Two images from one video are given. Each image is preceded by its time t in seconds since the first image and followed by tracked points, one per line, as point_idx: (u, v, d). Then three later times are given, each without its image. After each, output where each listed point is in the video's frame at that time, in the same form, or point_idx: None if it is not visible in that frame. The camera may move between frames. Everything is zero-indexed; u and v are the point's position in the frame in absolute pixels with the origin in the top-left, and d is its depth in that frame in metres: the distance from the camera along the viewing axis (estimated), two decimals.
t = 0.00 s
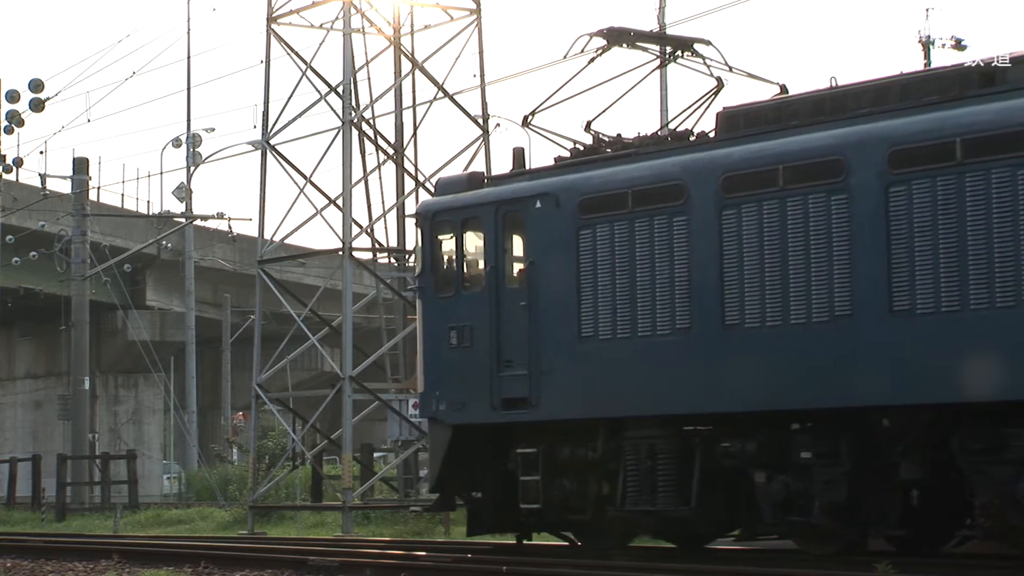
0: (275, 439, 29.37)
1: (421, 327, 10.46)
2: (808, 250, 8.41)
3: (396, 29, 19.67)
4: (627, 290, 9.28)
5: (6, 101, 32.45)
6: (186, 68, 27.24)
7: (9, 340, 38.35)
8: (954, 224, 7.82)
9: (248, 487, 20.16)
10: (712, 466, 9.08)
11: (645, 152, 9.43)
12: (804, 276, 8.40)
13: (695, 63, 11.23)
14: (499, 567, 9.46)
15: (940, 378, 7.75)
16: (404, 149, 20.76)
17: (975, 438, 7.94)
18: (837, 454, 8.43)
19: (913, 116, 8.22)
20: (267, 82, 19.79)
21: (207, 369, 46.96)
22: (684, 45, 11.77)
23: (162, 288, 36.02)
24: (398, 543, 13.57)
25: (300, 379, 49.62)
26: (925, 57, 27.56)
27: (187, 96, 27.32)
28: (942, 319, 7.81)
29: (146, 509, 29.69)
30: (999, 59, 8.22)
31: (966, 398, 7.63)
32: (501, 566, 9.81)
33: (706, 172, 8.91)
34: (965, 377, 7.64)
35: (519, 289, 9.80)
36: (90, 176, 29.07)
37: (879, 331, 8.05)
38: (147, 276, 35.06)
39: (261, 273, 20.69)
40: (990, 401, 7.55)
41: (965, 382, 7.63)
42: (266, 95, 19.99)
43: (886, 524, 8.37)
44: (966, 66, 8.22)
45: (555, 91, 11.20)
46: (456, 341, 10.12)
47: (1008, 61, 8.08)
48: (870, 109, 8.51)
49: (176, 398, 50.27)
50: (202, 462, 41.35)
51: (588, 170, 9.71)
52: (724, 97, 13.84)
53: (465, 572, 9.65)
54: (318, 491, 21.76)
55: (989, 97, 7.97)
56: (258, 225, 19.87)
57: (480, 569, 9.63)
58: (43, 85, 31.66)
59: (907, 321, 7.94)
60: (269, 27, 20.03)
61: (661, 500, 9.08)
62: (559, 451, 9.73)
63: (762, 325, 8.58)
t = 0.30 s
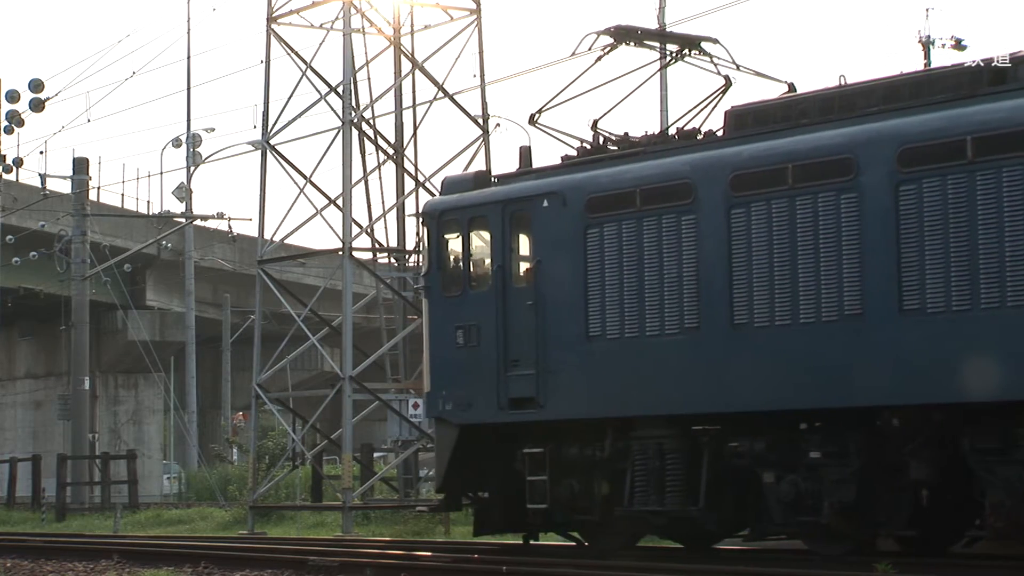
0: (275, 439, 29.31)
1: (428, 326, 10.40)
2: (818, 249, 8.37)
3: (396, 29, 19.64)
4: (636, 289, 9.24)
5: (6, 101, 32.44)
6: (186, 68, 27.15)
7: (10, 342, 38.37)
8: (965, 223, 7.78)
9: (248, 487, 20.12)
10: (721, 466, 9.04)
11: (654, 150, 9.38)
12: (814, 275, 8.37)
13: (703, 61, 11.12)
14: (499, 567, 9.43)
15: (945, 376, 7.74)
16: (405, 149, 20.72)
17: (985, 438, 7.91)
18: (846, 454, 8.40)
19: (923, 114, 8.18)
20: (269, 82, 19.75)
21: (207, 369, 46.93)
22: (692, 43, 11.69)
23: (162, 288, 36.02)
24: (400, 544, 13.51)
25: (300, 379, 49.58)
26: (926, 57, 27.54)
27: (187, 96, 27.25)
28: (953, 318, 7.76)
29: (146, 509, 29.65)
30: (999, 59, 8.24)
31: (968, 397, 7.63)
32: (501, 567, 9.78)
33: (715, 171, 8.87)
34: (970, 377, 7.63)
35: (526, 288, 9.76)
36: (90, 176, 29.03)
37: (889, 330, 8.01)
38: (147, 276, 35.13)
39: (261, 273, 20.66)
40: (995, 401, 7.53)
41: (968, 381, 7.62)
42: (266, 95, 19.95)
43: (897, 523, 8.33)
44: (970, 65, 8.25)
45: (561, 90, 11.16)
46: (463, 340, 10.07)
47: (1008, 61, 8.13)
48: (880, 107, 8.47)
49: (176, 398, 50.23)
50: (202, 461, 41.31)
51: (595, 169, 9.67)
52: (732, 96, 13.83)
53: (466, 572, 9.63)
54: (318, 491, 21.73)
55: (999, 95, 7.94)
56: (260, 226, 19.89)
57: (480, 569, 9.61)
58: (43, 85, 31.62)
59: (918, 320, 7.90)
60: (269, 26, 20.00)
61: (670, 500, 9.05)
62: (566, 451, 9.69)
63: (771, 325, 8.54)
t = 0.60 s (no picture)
0: (275, 438, 29.27)
1: (436, 325, 10.36)
2: (829, 247, 8.33)
3: (396, 29, 19.63)
4: (646, 288, 9.19)
5: (6, 101, 32.41)
6: (186, 67, 27.07)
7: (10, 343, 38.36)
8: (978, 221, 7.73)
9: (248, 487, 20.09)
10: (732, 466, 8.99)
11: (663, 149, 9.34)
12: (825, 275, 8.33)
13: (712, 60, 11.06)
14: (499, 567, 9.40)
15: (940, 376, 7.77)
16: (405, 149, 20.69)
17: (998, 438, 7.86)
18: (858, 453, 8.36)
19: (936, 112, 8.13)
20: (270, 82, 19.72)
21: (207, 369, 46.89)
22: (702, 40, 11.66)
23: (162, 288, 35.99)
24: (401, 545, 13.46)
25: (300, 379, 49.54)
26: (926, 57, 27.54)
27: (188, 95, 27.19)
28: (967, 317, 7.72)
29: (146, 509, 29.62)
30: (999, 58, 8.25)
31: (963, 398, 7.66)
32: (502, 566, 9.76)
33: (726, 169, 8.83)
34: (970, 377, 7.64)
35: (535, 287, 9.71)
36: (90, 177, 29.00)
37: (901, 329, 7.97)
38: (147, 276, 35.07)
39: (261, 273, 20.64)
40: (992, 401, 7.56)
41: (968, 381, 7.63)
42: (266, 96, 19.93)
43: (909, 524, 8.29)
44: (969, 65, 8.25)
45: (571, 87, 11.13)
46: (472, 339, 10.03)
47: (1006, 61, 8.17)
48: (893, 104, 8.43)
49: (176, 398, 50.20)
50: (203, 461, 41.27)
51: (604, 168, 9.63)
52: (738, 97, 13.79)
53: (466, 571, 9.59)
54: (318, 491, 21.73)
55: (1011, 93, 7.89)
56: (259, 226, 19.86)
57: (479, 569, 9.58)
58: (43, 84, 31.59)
59: (931, 320, 7.86)
60: (269, 27, 19.97)
61: (680, 500, 9.00)
62: (575, 451, 9.64)
63: (782, 324, 8.50)
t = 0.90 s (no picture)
0: (275, 438, 29.21)
1: (445, 322, 10.30)
2: (843, 245, 8.28)
3: (396, 29, 19.59)
4: (657, 286, 9.14)
5: (6, 101, 32.35)
6: (186, 67, 26.97)
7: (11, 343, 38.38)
8: (994, 219, 7.68)
9: (248, 487, 20.04)
10: (744, 466, 8.94)
11: (675, 147, 9.29)
12: (839, 273, 8.27)
13: (723, 57, 11.00)
14: (499, 567, 9.40)
15: (940, 376, 7.78)
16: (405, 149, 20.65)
17: (1013, 437, 7.80)
18: (872, 453, 8.31)
19: (952, 110, 8.08)
20: (270, 83, 19.65)
21: (207, 369, 46.84)
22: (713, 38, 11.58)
23: (163, 288, 35.95)
24: (401, 546, 13.41)
25: (300, 379, 49.48)
26: (926, 57, 27.52)
27: (188, 95, 27.11)
28: (981, 316, 7.67)
29: (146, 509, 29.57)
30: (999, 58, 8.14)
31: (961, 398, 7.67)
32: (501, 566, 9.75)
33: (739, 167, 8.78)
34: (972, 377, 7.64)
35: (545, 286, 9.66)
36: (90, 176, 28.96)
37: (915, 328, 7.92)
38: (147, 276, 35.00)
39: (261, 273, 20.60)
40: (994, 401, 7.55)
41: (969, 381, 7.64)
42: (266, 96, 19.89)
43: (922, 525, 8.24)
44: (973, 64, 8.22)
45: (581, 85, 11.07)
46: (481, 338, 9.98)
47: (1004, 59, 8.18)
48: (908, 102, 8.37)
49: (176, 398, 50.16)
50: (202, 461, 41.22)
51: (615, 165, 9.58)
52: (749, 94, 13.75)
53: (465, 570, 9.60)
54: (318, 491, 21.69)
55: None
56: (260, 226, 19.84)
57: (478, 570, 9.58)
58: (43, 85, 31.54)
59: (945, 318, 7.81)
60: (269, 27, 19.93)
61: (693, 500, 8.95)
62: (586, 451, 9.59)
63: (795, 323, 8.45)
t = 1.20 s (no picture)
0: (275, 438, 29.15)
1: (457, 320, 10.24)
2: (861, 243, 8.21)
3: (396, 29, 19.54)
4: (672, 285, 9.08)
5: (6, 101, 32.30)
6: (186, 67, 26.88)
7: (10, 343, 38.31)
8: (1013, 216, 7.61)
9: (248, 487, 19.99)
10: (759, 466, 8.86)
11: (691, 144, 9.23)
12: (857, 272, 8.21)
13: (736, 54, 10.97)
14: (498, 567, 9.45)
15: (942, 376, 7.79)
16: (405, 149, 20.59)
17: None
18: (890, 454, 8.24)
19: (972, 106, 8.01)
20: (270, 82, 19.59)
21: (207, 369, 46.78)
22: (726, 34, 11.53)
23: (162, 288, 35.84)
24: (401, 546, 13.36)
25: (300, 379, 49.42)
26: (926, 58, 27.48)
27: (188, 95, 27.04)
28: (1000, 314, 7.61)
29: (146, 509, 29.51)
30: (999, 58, 8.16)
31: (972, 396, 7.64)
32: (501, 566, 9.79)
33: (755, 165, 8.71)
34: (972, 376, 7.65)
35: (558, 284, 9.58)
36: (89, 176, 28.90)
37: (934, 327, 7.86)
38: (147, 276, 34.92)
39: (261, 273, 20.54)
40: (994, 401, 7.56)
41: (969, 380, 7.65)
42: (266, 96, 19.83)
43: (941, 525, 8.18)
44: (973, 64, 8.24)
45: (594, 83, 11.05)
46: (494, 337, 9.91)
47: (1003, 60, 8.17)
48: (928, 99, 8.30)
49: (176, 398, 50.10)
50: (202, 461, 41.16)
51: (629, 163, 9.51)
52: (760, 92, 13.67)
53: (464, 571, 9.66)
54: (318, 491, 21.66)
55: None
56: (260, 226, 19.80)
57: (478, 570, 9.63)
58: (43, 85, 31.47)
59: (965, 316, 7.74)
60: (269, 27, 19.89)
61: (707, 500, 8.89)
62: (600, 451, 9.52)
63: (812, 321, 8.38)
